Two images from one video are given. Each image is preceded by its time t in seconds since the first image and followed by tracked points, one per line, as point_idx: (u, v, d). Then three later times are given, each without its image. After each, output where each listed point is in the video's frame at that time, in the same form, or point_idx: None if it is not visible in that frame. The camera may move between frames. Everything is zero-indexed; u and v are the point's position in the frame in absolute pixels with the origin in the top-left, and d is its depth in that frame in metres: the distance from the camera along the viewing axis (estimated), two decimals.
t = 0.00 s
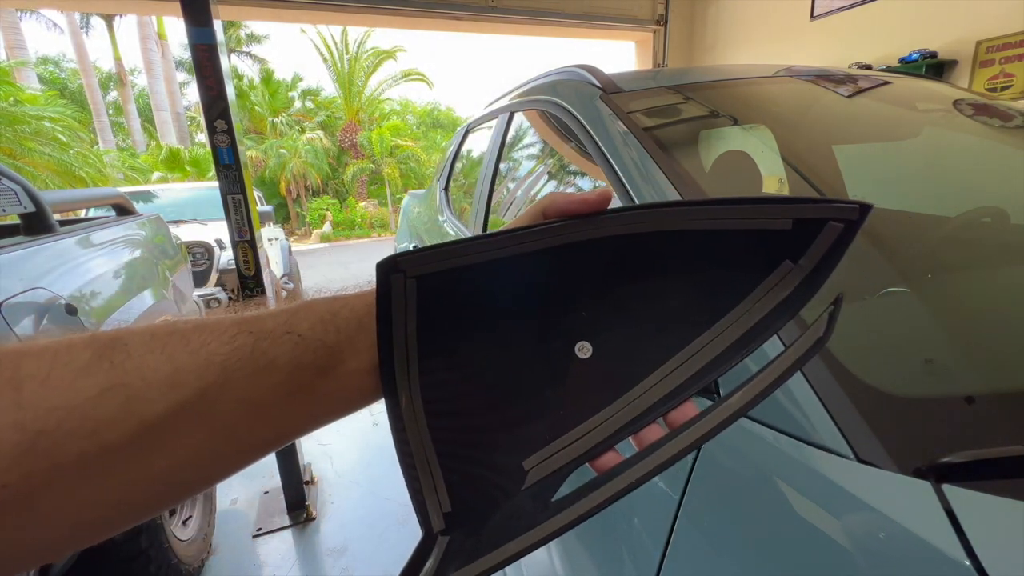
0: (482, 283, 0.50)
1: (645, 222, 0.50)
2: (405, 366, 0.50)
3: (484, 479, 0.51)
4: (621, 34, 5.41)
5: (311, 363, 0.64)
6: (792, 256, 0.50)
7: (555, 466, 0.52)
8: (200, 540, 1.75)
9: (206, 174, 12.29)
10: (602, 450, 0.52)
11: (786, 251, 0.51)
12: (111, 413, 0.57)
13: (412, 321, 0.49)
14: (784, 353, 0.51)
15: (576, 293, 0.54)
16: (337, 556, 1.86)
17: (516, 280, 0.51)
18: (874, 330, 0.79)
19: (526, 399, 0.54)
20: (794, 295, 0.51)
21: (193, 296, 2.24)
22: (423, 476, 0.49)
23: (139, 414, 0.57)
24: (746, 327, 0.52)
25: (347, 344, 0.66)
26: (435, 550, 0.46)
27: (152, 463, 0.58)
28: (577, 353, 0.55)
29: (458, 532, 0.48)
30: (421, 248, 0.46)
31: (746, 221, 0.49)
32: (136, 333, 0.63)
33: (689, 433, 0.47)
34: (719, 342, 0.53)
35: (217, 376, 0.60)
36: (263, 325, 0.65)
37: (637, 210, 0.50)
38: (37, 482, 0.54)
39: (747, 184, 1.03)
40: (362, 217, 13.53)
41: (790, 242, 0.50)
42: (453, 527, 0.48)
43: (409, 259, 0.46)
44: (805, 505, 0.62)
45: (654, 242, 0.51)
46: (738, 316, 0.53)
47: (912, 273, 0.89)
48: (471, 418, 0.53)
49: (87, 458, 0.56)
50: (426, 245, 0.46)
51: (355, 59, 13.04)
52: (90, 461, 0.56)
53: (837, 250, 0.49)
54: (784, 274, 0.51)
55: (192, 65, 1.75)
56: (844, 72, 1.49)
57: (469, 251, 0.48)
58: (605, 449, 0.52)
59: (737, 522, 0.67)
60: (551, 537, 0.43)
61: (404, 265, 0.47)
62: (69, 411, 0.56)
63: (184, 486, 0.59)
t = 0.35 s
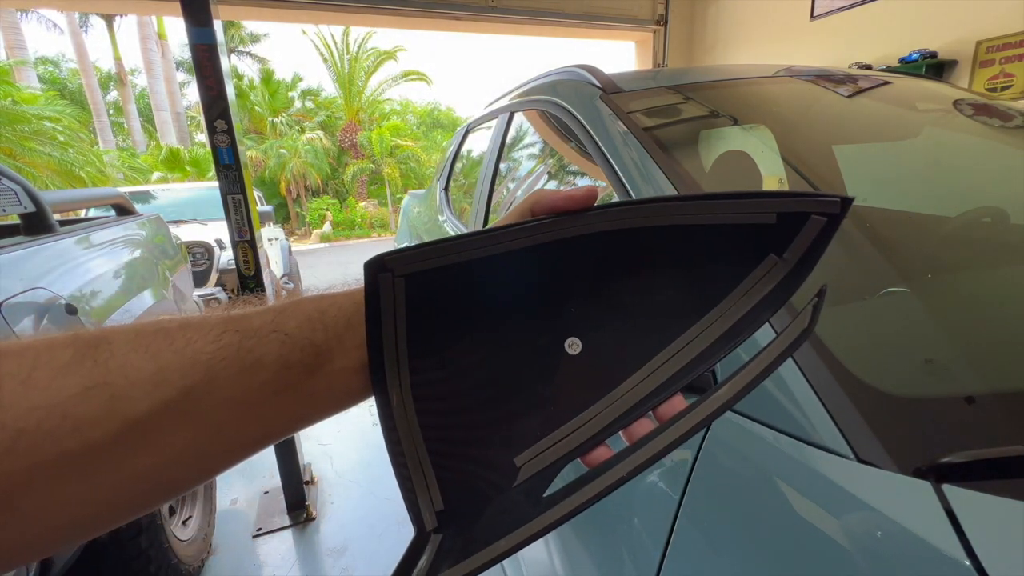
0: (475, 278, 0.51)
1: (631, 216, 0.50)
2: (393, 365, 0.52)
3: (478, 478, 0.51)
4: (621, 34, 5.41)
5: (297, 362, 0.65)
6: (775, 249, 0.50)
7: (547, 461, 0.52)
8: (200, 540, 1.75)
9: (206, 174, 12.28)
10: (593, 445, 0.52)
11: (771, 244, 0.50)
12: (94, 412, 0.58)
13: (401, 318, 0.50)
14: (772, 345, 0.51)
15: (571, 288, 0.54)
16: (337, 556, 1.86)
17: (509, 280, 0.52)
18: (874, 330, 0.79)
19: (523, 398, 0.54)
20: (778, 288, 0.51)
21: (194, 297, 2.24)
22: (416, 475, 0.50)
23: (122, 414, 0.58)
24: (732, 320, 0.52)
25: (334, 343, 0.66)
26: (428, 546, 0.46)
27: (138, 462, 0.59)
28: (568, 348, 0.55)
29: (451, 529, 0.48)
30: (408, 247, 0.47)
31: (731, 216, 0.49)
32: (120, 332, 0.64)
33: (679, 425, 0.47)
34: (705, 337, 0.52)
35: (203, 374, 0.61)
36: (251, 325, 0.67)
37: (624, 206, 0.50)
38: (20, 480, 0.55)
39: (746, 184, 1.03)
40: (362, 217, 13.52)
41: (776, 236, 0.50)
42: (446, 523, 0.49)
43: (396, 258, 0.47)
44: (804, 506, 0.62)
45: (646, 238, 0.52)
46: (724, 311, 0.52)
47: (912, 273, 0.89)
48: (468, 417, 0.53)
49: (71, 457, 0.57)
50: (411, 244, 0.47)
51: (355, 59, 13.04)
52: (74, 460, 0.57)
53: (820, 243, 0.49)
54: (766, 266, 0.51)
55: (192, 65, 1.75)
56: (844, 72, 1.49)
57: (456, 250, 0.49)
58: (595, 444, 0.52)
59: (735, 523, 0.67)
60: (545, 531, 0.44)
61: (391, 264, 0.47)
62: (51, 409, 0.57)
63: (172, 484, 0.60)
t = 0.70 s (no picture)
0: (472, 275, 0.50)
1: (629, 212, 0.50)
2: (389, 367, 0.50)
3: (476, 479, 0.52)
4: (621, 35, 5.41)
5: (291, 363, 0.64)
6: (778, 247, 0.51)
7: (547, 461, 0.52)
8: (200, 540, 1.75)
9: (206, 174, 12.28)
10: (594, 444, 0.53)
11: (772, 241, 0.51)
12: (86, 416, 0.58)
13: (398, 317, 0.49)
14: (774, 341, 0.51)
15: (569, 288, 0.54)
16: (337, 556, 1.86)
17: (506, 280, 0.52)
18: (875, 331, 0.79)
19: (521, 398, 0.55)
20: (781, 285, 0.52)
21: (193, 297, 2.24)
22: (413, 476, 0.49)
23: (114, 417, 0.58)
24: (734, 318, 0.52)
25: (329, 344, 0.66)
26: (427, 548, 0.46)
27: (132, 465, 0.59)
28: (567, 349, 0.55)
29: (449, 532, 0.48)
30: (402, 246, 0.46)
31: (730, 212, 0.49)
32: (113, 334, 0.64)
33: (680, 426, 0.47)
34: (706, 336, 0.53)
35: (196, 376, 0.61)
36: (244, 326, 0.66)
37: (624, 203, 0.49)
38: (12, 484, 0.55)
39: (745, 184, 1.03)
40: (362, 217, 13.51)
41: (778, 233, 0.50)
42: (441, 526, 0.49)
43: (393, 257, 0.46)
44: (804, 506, 0.62)
45: (644, 235, 0.52)
46: (726, 309, 0.53)
47: (912, 273, 0.89)
48: (467, 417, 0.53)
49: (65, 460, 0.57)
50: (406, 242, 0.46)
51: (355, 59, 13.04)
52: (68, 463, 0.57)
53: (823, 240, 0.49)
54: (770, 264, 0.51)
55: (192, 65, 1.75)
56: (843, 72, 1.49)
57: (452, 247, 0.48)
58: (597, 444, 0.53)
59: (737, 524, 0.67)
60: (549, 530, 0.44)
61: (387, 263, 0.46)
62: (43, 412, 0.57)
63: (166, 487, 0.60)
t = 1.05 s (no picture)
0: (473, 279, 0.50)
1: (627, 216, 0.50)
2: (389, 370, 0.50)
3: (474, 481, 0.51)
4: (621, 35, 5.42)
5: (291, 368, 0.65)
6: (776, 252, 0.51)
7: (547, 465, 0.53)
8: (200, 540, 1.75)
9: (206, 174, 12.28)
10: (594, 448, 0.53)
11: (770, 246, 0.51)
12: (86, 421, 0.58)
13: (397, 321, 0.49)
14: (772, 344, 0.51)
15: (568, 290, 0.54)
16: (337, 557, 1.86)
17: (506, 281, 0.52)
18: (876, 332, 0.79)
19: (519, 399, 0.55)
20: (779, 290, 0.52)
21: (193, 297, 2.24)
22: (412, 481, 0.49)
23: (115, 422, 0.58)
24: (733, 322, 0.53)
25: (328, 350, 0.67)
26: (426, 553, 0.46)
27: (131, 470, 0.59)
28: (567, 353, 0.55)
29: (448, 536, 0.48)
30: (401, 251, 0.46)
31: (728, 217, 0.49)
32: (113, 340, 0.65)
33: (677, 430, 0.47)
34: (704, 341, 0.53)
35: (196, 381, 0.61)
36: (244, 331, 0.67)
37: (626, 207, 0.49)
38: (11, 490, 0.55)
39: (745, 184, 1.03)
40: (362, 217, 13.50)
41: (776, 238, 0.51)
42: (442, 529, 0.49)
43: (391, 263, 0.46)
44: (804, 506, 0.62)
45: (642, 239, 0.52)
46: (724, 313, 0.53)
47: (912, 273, 0.89)
48: (466, 418, 0.53)
49: (65, 466, 0.57)
50: (405, 248, 0.46)
51: (355, 59, 13.04)
52: (68, 469, 0.57)
53: (820, 244, 0.50)
54: (768, 268, 0.52)
55: (192, 65, 1.75)
56: (843, 72, 1.49)
57: (452, 251, 0.48)
58: (597, 447, 0.53)
59: (737, 525, 0.67)
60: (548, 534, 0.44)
61: (386, 269, 0.46)
62: (43, 418, 0.57)
63: (166, 492, 0.60)
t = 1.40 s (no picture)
0: (468, 274, 0.50)
1: (619, 210, 0.50)
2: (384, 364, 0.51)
3: (474, 480, 0.51)
4: (621, 35, 5.42)
5: (286, 363, 0.65)
6: (761, 242, 0.51)
7: (539, 457, 0.52)
8: (201, 540, 1.76)
9: (206, 174, 12.27)
10: (583, 439, 0.53)
11: (757, 236, 0.51)
12: (83, 416, 0.58)
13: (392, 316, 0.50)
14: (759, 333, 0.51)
15: (567, 289, 0.54)
16: (337, 556, 1.86)
17: (505, 279, 0.51)
18: (877, 331, 0.79)
19: (517, 398, 0.55)
20: (765, 280, 0.52)
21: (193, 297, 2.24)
22: (408, 474, 0.50)
23: (112, 416, 0.58)
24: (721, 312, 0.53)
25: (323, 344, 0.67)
26: (422, 542, 0.47)
27: (129, 465, 0.59)
28: (557, 345, 0.54)
29: (447, 535, 0.48)
30: (393, 246, 0.47)
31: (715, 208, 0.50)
32: (108, 337, 0.65)
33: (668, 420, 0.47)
34: (693, 332, 0.53)
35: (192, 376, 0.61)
36: (238, 327, 0.67)
37: (619, 200, 0.50)
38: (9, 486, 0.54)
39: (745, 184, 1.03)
40: (362, 217, 13.49)
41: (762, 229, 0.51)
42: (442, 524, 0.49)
43: (383, 257, 0.47)
44: (804, 505, 0.62)
45: (637, 235, 0.52)
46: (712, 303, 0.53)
47: (912, 273, 0.89)
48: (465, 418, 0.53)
49: (62, 461, 0.57)
50: (398, 243, 0.46)
51: (355, 59, 13.04)
52: (64, 464, 0.57)
53: (804, 234, 0.50)
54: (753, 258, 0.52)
55: (193, 65, 1.75)
56: (843, 72, 1.49)
57: (444, 246, 0.48)
58: (589, 437, 0.53)
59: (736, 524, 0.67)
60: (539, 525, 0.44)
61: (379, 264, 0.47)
62: (39, 413, 0.57)
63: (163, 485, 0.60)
